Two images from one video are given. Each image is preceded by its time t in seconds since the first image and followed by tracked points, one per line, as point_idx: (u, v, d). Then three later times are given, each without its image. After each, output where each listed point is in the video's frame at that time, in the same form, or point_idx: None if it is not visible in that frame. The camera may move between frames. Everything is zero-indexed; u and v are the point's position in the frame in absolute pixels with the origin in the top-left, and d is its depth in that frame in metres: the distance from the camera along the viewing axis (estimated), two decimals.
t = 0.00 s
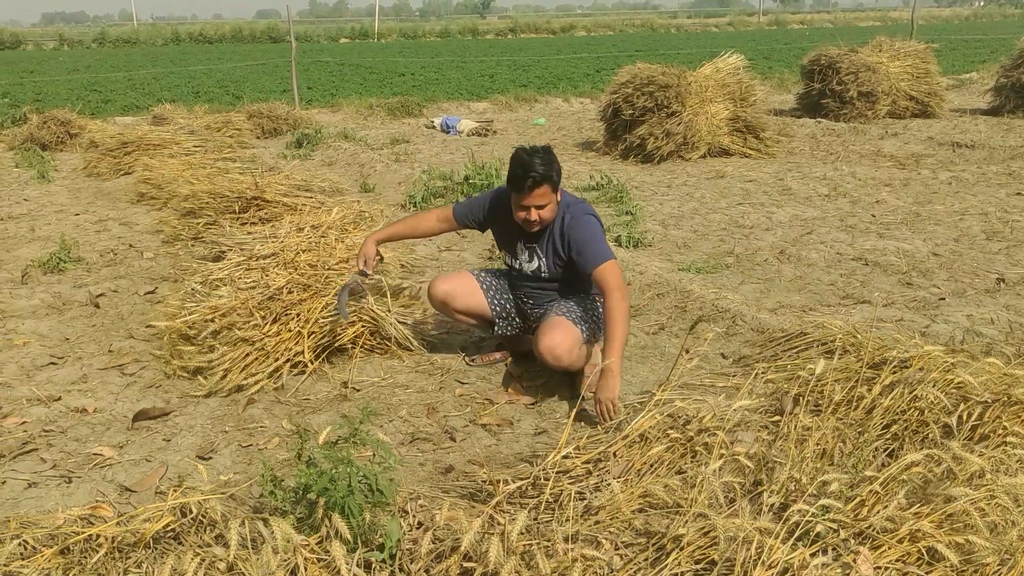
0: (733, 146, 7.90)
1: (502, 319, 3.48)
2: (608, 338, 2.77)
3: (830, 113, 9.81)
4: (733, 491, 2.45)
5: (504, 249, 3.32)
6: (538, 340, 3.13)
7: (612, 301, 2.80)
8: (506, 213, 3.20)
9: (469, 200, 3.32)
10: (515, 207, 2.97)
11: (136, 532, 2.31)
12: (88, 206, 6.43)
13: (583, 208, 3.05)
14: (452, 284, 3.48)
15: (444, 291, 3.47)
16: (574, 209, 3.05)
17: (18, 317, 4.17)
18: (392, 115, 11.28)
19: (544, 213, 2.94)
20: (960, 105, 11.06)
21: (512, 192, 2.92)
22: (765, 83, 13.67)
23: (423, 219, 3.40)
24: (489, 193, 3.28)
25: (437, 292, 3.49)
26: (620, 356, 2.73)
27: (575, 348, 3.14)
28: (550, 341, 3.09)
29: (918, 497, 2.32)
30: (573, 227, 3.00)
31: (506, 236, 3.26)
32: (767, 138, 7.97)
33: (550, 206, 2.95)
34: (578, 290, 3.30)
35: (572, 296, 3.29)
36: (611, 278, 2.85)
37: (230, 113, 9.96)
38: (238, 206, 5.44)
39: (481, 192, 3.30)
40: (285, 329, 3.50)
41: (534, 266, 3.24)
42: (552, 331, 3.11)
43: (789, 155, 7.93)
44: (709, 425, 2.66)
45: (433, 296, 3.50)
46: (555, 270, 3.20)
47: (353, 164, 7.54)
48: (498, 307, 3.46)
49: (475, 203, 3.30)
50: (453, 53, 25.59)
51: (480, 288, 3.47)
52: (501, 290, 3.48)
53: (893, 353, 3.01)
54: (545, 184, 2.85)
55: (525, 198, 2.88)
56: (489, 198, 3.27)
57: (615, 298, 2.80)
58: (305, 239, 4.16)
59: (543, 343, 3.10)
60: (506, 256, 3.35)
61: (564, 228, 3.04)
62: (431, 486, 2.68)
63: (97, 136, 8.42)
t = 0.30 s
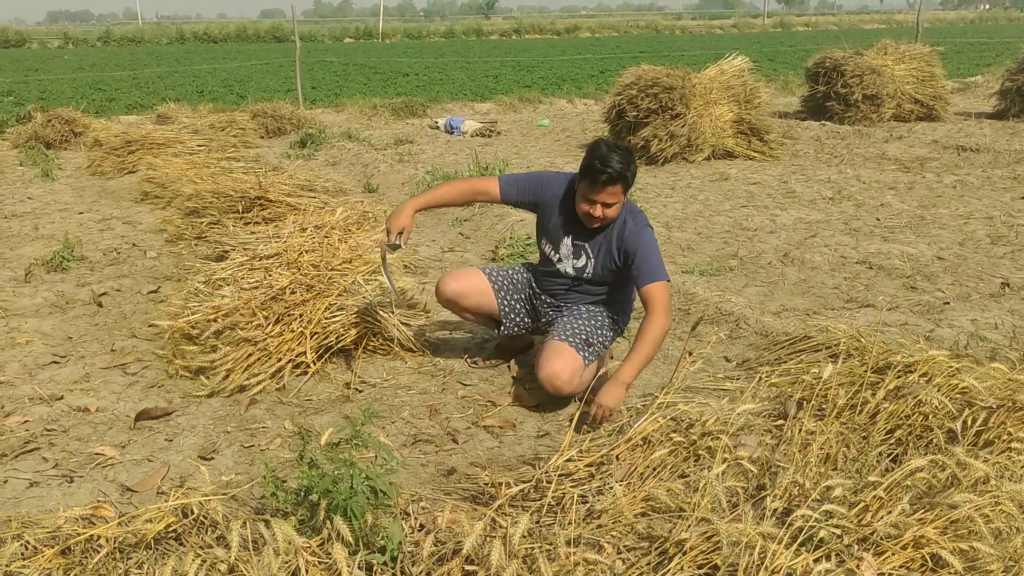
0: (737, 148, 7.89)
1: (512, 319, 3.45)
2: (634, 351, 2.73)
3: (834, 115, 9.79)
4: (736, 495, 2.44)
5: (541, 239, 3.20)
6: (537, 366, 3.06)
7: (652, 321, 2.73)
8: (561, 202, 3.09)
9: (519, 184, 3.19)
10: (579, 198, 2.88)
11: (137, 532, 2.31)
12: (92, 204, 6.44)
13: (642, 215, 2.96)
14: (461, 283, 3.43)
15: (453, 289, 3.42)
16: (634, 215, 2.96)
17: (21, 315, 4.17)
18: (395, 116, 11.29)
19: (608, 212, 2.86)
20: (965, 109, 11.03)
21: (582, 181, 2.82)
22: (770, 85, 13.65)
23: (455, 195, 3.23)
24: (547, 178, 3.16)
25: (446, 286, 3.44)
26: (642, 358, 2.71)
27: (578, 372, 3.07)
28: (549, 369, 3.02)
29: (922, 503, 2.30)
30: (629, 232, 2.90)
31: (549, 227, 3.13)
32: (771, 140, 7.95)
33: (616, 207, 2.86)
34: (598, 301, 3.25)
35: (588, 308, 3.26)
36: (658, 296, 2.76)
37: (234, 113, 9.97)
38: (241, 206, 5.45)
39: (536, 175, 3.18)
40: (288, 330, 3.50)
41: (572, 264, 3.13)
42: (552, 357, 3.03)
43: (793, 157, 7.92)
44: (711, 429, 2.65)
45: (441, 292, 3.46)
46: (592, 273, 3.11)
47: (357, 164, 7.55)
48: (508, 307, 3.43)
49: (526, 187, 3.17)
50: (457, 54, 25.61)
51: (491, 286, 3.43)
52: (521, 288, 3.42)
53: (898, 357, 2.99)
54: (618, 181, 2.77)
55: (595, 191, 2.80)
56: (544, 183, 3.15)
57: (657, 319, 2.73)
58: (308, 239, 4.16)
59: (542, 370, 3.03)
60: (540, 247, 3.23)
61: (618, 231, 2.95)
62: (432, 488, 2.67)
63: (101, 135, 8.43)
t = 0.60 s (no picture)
0: (737, 150, 7.89)
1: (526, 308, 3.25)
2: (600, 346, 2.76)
3: (835, 119, 9.78)
4: (734, 498, 2.44)
5: (547, 238, 3.17)
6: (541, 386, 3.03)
7: (623, 317, 2.78)
8: (569, 200, 3.08)
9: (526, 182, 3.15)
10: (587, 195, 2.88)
11: (134, 530, 2.31)
12: (92, 202, 6.44)
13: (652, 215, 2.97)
14: (501, 254, 3.12)
15: (494, 261, 3.09)
16: (644, 215, 2.98)
17: (20, 312, 4.17)
18: (396, 115, 11.30)
19: (614, 210, 2.86)
20: (966, 114, 11.04)
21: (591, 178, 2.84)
22: (771, 88, 13.66)
23: (472, 186, 3.13)
24: (555, 177, 3.13)
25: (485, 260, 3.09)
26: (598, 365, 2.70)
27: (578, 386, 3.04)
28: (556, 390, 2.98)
29: (920, 508, 2.30)
30: (638, 233, 2.92)
31: (556, 224, 3.11)
32: (771, 143, 7.96)
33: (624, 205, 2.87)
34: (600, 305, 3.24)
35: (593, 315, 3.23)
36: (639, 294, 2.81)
37: (235, 111, 9.97)
38: (242, 204, 5.45)
39: (543, 174, 3.14)
40: (287, 329, 3.50)
41: (580, 263, 3.12)
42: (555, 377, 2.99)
43: (793, 161, 7.92)
44: (710, 432, 2.65)
45: (479, 267, 3.08)
46: (600, 274, 3.10)
47: (357, 163, 7.56)
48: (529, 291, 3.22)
49: (533, 185, 3.13)
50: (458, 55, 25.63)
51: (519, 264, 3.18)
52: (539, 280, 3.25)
53: (897, 361, 2.99)
54: (628, 180, 2.78)
55: (603, 188, 2.81)
56: (550, 181, 3.13)
57: (627, 318, 2.78)
58: (308, 239, 4.16)
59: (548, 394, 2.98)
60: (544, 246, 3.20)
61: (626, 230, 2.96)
62: (430, 488, 2.67)
63: (102, 132, 8.43)
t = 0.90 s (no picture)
0: (737, 152, 7.89)
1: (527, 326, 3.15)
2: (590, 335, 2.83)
3: (835, 121, 9.78)
4: (733, 500, 2.43)
5: (535, 254, 3.08)
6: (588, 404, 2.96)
7: (619, 312, 2.86)
8: (551, 212, 3.01)
9: (498, 213, 3.02)
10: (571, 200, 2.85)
11: (132, 529, 2.30)
12: (92, 200, 6.43)
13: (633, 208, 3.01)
14: (499, 282, 3.00)
15: (498, 290, 2.97)
16: (625, 211, 3.00)
17: (19, 310, 4.16)
18: (396, 115, 11.30)
19: (601, 212, 2.85)
20: (965, 116, 11.04)
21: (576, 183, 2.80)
22: (771, 90, 13.65)
23: (453, 244, 2.99)
24: (525, 197, 3.03)
25: (487, 294, 2.96)
26: (591, 350, 2.79)
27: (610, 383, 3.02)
28: (606, 397, 2.94)
29: (919, 510, 2.30)
30: (627, 229, 2.96)
31: (542, 239, 3.04)
32: (772, 145, 7.95)
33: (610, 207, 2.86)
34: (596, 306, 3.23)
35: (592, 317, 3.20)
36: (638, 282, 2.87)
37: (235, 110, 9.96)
38: (241, 203, 5.45)
39: (514, 199, 3.02)
40: (286, 328, 3.49)
41: (574, 271, 3.08)
42: (597, 386, 2.93)
43: (793, 162, 7.92)
44: (709, 433, 2.65)
45: (486, 303, 2.95)
46: (596, 276, 3.10)
47: (358, 163, 7.55)
48: (526, 309, 3.11)
49: (508, 212, 3.01)
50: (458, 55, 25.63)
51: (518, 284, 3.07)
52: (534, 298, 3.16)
53: (896, 364, 2.99)
54: (618, 182, 2.76)
55: (590, 192, 2.78)
56: (525, 201, 3.02)
57: (621, 314, 2.86)
58: (307, 238, 4.16)
59: (596, 403, 2.95)
60: (531, 262, 3.11)
61: (614, 227, 2.98)
62: (428, 489, 2.67)
63: (102, 130, 8.42)
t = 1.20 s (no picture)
0: (736, 154, 7.90)
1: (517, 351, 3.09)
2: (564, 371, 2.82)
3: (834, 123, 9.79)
4: (731, 503, 2.44)
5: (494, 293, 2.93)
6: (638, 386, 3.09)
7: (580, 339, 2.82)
8: (497, 252, 2.83)
9: (445, 275, 2.81)
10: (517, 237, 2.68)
11: (130, 530, 2.30)
12: (91, 199, 6.43)
13: (573, 217, 2.87)
14: (485, 316, 2.92)
15: (490, 325, 2.92)
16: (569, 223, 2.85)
17: (17, 310, 4.16)
18: (396, 116, 11.31)
19: (550, 241, 2.70)
20: (964, 119, 11.05)
21: (517, 220, 2.63)
22: (770, 92, 13.67)
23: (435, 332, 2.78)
24: (466, 246, 2.81)
25: (479, 334, 2.91)
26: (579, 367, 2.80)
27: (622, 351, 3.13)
28: (645, 368, 3.07)
29: (917, 514, 2.30)
30: (576, 243, 2.83)
31: (498, 278, 2.89)
32: (771, 147, 7.96)
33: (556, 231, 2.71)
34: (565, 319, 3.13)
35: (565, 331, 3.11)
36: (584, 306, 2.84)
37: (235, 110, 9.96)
38: (240, 204, 5.45)
39: (455, 255, 2.80)
40: (286, 330, 3.49)
41: (538, 297, 2.96)
42: (630, 364, 3.04)
43: (792, 165, 7.93)
44: (707, 436, 2.65)
45: (483, 339, 2.92)
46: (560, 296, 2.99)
47: (357, 163, 7.56)
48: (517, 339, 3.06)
49: (456, 271, 2.80)
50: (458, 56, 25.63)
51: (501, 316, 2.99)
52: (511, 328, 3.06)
53: (895, 367, 2.99)
54: (558, 210, 2.60)
55: (535, 228, 2.62)
56: (465, 252, 2.80)
57: (585, 335, 2.82)
58: (306, 239, 4.16)
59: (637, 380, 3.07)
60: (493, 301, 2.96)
61: (561, 245, 2.84)
62: (426, 490, 2.67)
63: (101, 130, 8.42)
